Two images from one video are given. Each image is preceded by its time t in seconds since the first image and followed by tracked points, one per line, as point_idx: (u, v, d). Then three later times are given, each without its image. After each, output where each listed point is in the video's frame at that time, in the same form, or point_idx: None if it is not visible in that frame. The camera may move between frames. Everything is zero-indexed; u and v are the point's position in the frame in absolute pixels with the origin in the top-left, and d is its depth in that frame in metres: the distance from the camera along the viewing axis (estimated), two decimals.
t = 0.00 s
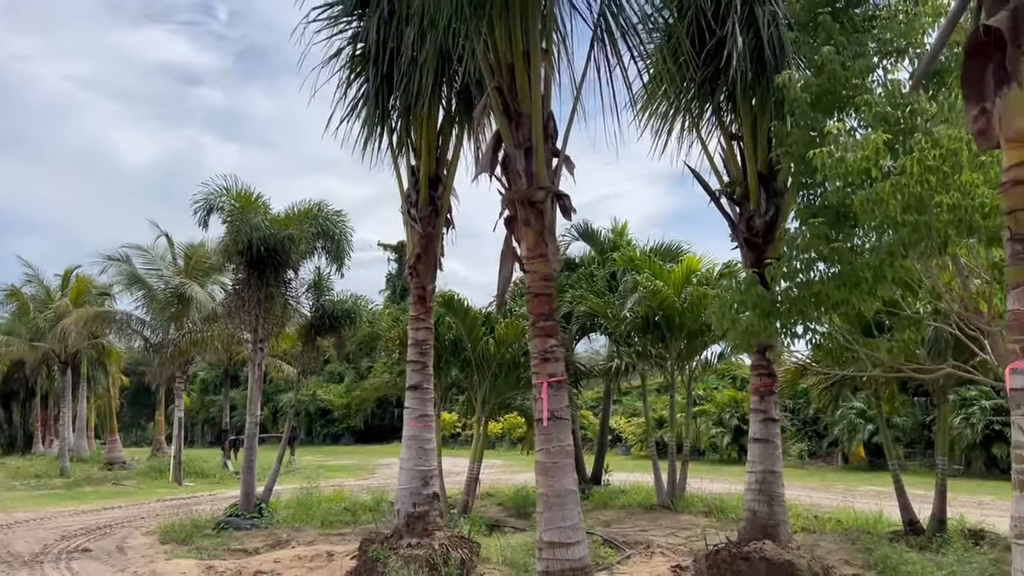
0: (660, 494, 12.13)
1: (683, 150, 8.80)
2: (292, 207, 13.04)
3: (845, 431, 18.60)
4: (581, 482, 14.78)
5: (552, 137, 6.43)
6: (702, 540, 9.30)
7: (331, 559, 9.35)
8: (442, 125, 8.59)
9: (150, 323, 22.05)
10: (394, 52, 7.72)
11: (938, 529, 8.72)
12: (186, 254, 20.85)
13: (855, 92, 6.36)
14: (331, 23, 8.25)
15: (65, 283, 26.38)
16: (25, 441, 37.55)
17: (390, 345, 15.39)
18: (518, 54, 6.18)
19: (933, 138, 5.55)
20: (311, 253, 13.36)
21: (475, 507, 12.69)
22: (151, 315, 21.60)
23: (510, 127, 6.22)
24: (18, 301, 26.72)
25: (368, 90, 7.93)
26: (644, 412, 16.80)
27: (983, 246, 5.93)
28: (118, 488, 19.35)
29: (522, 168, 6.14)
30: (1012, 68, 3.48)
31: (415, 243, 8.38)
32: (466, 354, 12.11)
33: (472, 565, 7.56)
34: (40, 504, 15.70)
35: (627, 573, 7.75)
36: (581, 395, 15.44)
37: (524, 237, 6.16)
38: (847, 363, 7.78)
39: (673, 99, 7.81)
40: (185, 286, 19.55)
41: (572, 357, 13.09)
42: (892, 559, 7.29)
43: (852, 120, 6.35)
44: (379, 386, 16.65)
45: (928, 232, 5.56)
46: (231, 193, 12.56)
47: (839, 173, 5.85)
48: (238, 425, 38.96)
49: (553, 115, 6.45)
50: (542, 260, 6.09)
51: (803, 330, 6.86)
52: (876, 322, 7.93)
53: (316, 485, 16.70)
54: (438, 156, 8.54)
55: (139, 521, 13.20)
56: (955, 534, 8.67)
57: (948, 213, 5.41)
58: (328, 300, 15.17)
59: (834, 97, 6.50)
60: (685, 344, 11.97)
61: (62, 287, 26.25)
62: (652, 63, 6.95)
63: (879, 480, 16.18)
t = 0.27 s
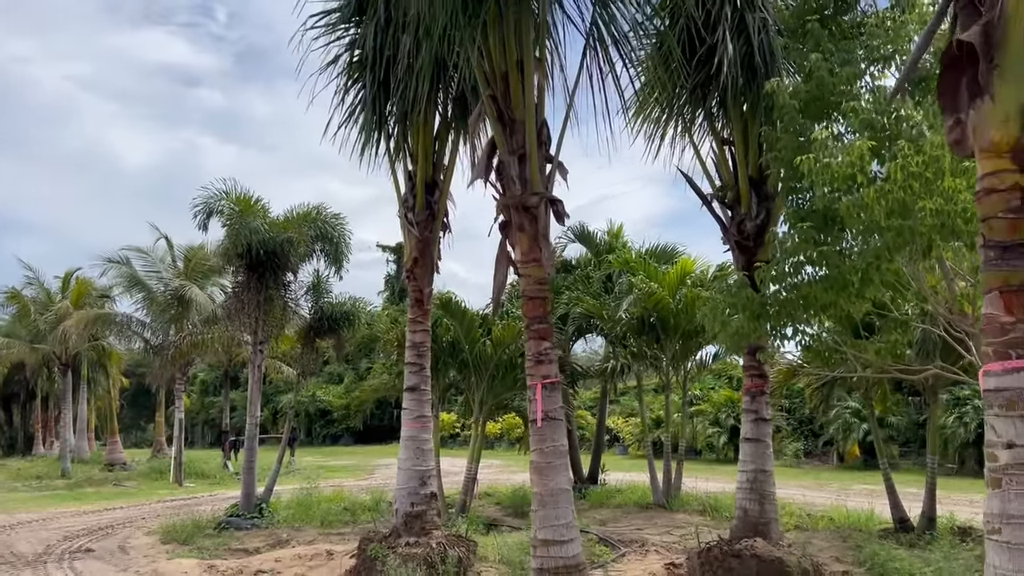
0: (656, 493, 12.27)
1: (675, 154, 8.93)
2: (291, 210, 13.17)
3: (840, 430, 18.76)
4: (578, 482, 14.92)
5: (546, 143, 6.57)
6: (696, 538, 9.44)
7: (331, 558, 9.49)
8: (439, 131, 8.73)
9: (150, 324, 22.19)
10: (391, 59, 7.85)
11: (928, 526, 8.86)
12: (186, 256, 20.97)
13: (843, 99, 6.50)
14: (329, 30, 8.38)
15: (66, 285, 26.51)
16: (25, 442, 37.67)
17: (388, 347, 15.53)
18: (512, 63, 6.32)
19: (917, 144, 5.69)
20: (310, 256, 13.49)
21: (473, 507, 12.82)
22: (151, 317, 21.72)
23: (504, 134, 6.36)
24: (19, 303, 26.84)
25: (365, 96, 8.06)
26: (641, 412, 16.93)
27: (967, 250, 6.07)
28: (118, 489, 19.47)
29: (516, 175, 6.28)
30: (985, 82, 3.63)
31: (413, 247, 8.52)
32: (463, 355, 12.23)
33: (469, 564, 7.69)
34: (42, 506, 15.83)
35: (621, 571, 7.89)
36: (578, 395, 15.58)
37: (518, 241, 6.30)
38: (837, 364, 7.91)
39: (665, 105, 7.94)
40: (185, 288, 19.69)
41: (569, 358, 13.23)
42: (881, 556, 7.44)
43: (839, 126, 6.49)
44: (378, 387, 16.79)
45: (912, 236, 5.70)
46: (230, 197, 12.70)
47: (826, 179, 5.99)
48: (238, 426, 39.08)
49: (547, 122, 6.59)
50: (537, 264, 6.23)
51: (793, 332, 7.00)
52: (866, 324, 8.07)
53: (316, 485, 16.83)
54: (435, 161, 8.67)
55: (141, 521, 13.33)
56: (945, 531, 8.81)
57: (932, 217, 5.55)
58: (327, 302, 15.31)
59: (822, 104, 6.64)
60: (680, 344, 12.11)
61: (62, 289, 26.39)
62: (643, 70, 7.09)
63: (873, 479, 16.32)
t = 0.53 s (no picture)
0: (655, 493, 12.39)
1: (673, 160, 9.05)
2: (294, 215, 13.31)
3: (839, 430, 18.87)
4: (578, 482, 15.03)
5: (545, 150, 6.70)
6: (695, 538, 9.56)
7: (334, 558, 9.62)
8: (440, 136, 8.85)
9: (153, 327, 22.33)
10: (393, 67, 7.99)
11: (923, 525, 8.98)
12: (188, 259, 21.11)
13: (835, 106, 6.62)
14: (331, 38, 8.50)
15: (68, 288, 26.64)
16: (27, 445, 37.78)
17: (390, 349, 15.66)
18: (512, 72, 6.45)
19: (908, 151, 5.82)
20: (312, 259, 13.62)
21: (474, 507, 12.95)
22: (154, 320, 21.86)
23: (504, 142, 6.50)
24: (21, 306, 26.96)
25: (368, 103, 8.19)
26: (641, 412, 17.06)
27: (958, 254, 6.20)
28: (122, 491, 19.59)
29: (516, 181, 6.42)
30: (968, 94, 3.78)
31: (415, 252, 8.65)
32: (465, 357, 12.35)
33: (471, 563, 7.81)
34: (46, 508, 15.95)
35: (621, 570, 8.01)
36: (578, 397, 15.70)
37: (519, 246, 6.43)
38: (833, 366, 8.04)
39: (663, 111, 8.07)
40: (186, 291, 19.83)
41: (569, 359, 13.36)
42: (876, 554, 7.56)
43: (832, 132, 6.62)
44: (380, 389, 16.92)
45: (903, 241, 5.82)
46: (233, 201, 12.84)
47: (819, 185, 6.11)
48: (240, 428, 39.22)
49: (546, 130, 6.73)
50: (536, 269, 6.36)
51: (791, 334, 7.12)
52: (860, 326, 8.20)
53: (318, 486, 16.95)
54: (436, 166, 8.79)
55: (145, 523, 13.46)
56: (940, 530, 8.94)
57: (923, 222, 5.67)
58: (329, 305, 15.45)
59: (816, 110, 6.76)
60: (679, 346, 12.23)
61: (65, 293, 26.52)
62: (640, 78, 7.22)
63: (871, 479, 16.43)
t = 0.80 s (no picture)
0: (659, 493, 12.52)
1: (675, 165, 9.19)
2: (300, 219, 13.46)
3: (840, 431, 18.99)
4: (582, 483, 15.16)
5: (550, 157, 6.85)
6: (698, 537, 9.69)
7: (342, 558, 9.76)
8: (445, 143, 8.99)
9: (158, 331, 22.49)
10: (400, 75, 8.13)
11: (923, 523, 9.12)
12: (193, 263, 21.28)
13: (835, 112, 6.75)
14: (339, 46, 8.64)
15: (73, 292, 26.82)
16: (32, 449, 37.96)
17: (395, 352, 15.81)
18: (517, 81, 6.60)
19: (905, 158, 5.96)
20: (318, 263, 13.77)
21: (479, 508, 13.09)
22: (159, 323, 22.05)
23: (510, 149, 6.65)
24: (27, 310, 27.15)
25: (375, 111, 8.33)
26: (643, 414, 17.19)
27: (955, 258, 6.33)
28: (128, 494, 19.74)
29: (522, 188, 6.57)
30: (961, 105, 3.92)
31: (421, 256, 8.79)
32: (469, 360, 12.49)
33: (478, 562, 7.95)
34: (55, 510, 16.10)
35: (625, 569, 8.15)
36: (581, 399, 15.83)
37: (525, 251, 6.57)
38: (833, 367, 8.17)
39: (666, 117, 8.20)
40: (192, 295, 19.99)
41: (573, 362, 13.50)
42: (875, 552, 7.70)
43: (832, 139, 6.76)
44: (384, 391, 17.07)
45: (900, 246, 5.96)
46: (240, 206, 13.00)
47: (819, 191, 6.25)
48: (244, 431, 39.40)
49: (551, 137, 6.88)
50: (542, 273, 6.51)
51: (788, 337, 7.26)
52: (860, 328, 8.34)
53: (324, 488, 17.09)
54: (442, 172, 8.93)
55: (154, 525, 13.60)
56: (939, 528, 9.07)
57: (920, 227, 5.82)
58: (335, 309, 15.60)
59: (816, 117, 6.90)
60: (681, 348, 12.37)
61: (70, 297, 26.70)
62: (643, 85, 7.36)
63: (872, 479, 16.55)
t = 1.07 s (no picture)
0: (658, 498, 12.61)
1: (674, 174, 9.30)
2: (302, 226, 13.57)
3: (839, 436, 19.07)
4: (582, 488, 15.24)
5: (550, 167, 6.96)
6: (697, 541, 9.78)
7: (345, 563, 9.85)
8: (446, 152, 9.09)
9: (159, 337, 22.59)
10: (402, 85, 8.23)
11: (920, 527, 9.21)
12: (194, 269, 21.38)
13: (831, 122, 6.87)
14: (341, 57, 8.75)
15: (74, 299, 26.91)
16: (32, 454, 38.00)
17: (396, 358, 15.92)
18: (517, 92, 6.71)
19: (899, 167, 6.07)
20: (320, 270, 13.87)
21: (480, 513, 13.17)
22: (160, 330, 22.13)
23: (511, 160, 6.76)
24: (28, 317, 27.23)
25: (377, 120, 8.42)
26: (643, 419, 17.27)
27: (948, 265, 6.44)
28: (130, 499, 19.81)
29: (522, 198, 6.67)
30: (949, 120, 4.03)
31: (423, 264, 8.89)
32: (470, 366, 12.59)
33: (480, 566, 8.04)
34: (58, 516, 16.18)
35: (625, 573, 8.24)
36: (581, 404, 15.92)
37: (525, 260, 6.68)
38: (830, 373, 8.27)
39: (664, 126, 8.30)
40: (193, 301, 20.09)
41: (572, 367, 13.61)
42: (872, 555, 7.80)
43: (828, 148, 6.88)
44: (385, 397, 17.16)
45: (894, 254, 6.07)
46: (243, 214, 13.10)
47: (813, 200, 6.35)
48: (244, 437, 39.45)
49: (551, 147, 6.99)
50: (543, 281, 6.61)
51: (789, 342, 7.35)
52: (856, 333, 8.44)
53: (325, 494, 17.15)
54: (443, 181, 9.03)
55: (156, 530, 13.69)
56: (936, 532, 9.16)
57: (913, 236, 5.93)
58: (336, 315, 15.69)
59: (811, 126, 7.01)
60: (680, 353, 12.46)
61: (71, 303, 26.79)
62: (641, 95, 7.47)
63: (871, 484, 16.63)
